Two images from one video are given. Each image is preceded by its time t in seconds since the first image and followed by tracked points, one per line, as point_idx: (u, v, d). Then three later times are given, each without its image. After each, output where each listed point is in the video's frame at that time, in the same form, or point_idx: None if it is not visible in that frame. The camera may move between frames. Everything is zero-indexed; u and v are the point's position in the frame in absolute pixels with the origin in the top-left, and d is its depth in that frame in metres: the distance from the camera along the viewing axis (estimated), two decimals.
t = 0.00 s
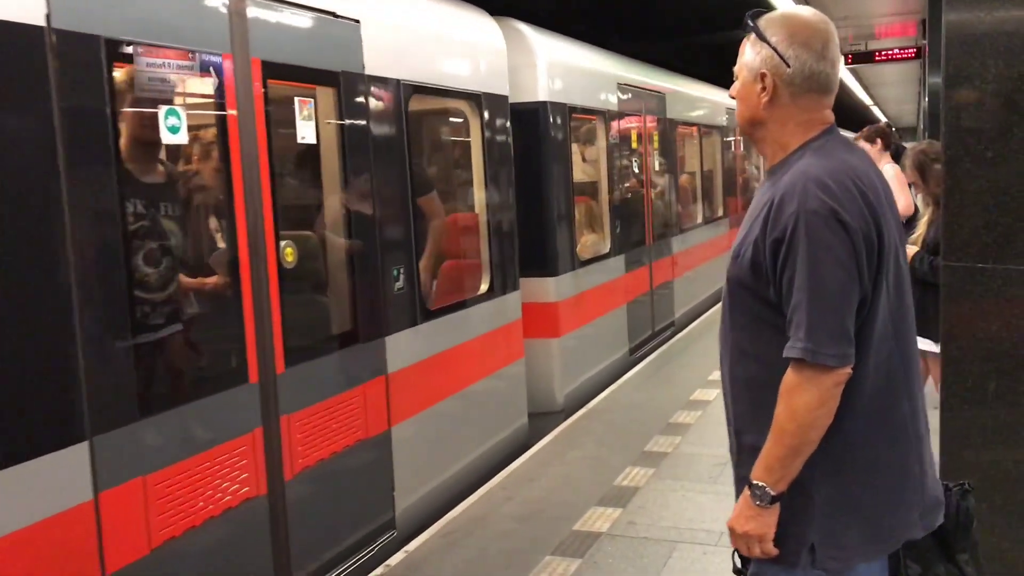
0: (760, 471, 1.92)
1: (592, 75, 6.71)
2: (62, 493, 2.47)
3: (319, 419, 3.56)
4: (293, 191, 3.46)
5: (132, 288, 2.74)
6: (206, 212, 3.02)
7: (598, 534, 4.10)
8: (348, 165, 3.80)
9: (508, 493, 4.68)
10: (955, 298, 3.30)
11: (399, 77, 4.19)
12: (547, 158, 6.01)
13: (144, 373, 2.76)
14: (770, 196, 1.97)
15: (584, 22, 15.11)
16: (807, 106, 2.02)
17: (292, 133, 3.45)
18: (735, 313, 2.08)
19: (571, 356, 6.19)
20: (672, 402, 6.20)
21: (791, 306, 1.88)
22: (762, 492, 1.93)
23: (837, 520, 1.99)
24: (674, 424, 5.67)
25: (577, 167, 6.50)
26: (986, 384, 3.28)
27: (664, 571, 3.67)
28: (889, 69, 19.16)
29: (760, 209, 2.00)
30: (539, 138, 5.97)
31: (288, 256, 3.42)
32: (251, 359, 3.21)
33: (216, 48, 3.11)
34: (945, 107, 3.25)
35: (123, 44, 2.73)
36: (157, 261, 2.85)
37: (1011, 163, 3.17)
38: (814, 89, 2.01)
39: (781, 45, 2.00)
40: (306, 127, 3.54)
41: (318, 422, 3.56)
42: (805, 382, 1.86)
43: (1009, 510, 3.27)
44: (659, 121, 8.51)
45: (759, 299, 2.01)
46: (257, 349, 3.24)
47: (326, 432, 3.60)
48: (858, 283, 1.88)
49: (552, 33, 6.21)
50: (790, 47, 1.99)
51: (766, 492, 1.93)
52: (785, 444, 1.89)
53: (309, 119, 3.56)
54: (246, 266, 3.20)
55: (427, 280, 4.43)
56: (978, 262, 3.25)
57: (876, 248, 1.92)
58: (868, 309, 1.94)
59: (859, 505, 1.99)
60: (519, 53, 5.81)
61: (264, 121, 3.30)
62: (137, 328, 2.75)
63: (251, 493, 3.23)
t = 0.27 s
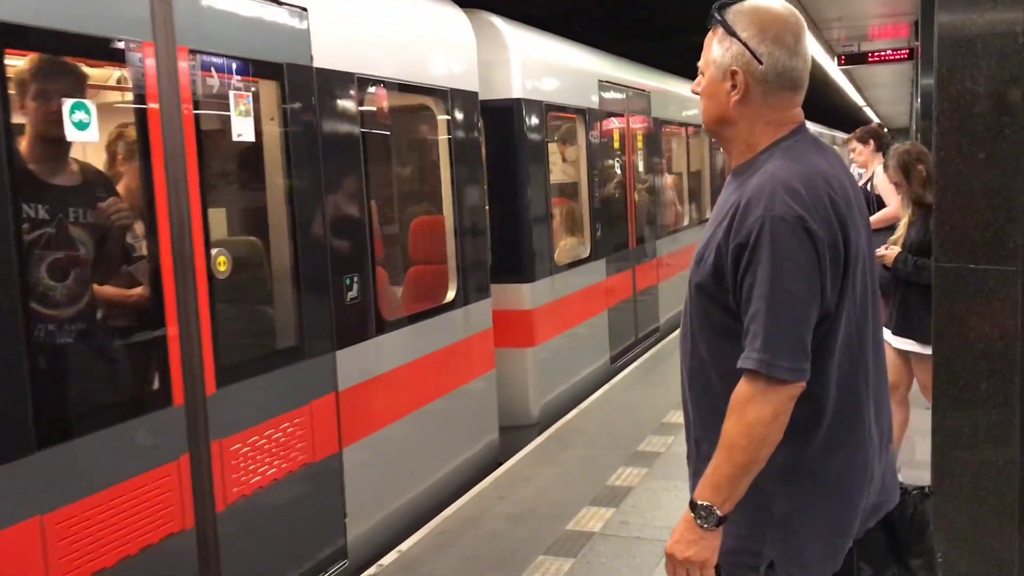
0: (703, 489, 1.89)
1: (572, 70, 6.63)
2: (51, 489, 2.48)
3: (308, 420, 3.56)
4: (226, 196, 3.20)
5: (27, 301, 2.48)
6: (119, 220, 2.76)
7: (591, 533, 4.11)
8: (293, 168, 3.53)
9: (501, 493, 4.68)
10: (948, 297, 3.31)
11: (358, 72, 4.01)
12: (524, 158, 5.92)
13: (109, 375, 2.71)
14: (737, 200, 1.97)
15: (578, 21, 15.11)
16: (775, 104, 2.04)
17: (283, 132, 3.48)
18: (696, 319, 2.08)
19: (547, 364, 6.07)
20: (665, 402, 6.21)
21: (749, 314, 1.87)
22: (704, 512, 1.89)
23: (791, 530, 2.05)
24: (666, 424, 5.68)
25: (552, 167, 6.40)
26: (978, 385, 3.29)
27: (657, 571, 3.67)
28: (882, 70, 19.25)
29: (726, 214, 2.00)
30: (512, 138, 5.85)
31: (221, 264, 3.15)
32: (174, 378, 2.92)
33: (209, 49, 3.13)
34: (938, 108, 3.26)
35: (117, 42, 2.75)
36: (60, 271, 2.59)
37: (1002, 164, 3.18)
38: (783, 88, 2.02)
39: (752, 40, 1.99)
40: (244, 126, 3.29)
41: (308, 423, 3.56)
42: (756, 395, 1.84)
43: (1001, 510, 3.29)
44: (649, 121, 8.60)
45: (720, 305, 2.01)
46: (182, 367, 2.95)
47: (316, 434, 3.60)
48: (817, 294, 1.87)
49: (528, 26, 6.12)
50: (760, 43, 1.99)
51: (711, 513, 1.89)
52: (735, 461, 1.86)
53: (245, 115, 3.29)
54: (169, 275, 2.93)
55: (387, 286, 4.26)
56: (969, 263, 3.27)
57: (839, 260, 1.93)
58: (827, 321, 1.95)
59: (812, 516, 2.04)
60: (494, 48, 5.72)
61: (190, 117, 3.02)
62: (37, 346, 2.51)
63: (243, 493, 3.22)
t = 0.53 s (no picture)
0: (679, 507, 1.84)
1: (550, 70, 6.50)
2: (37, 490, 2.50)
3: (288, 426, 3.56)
4: (164, 201, 3.01)
5: None
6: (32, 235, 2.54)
7: (583, 534, 4.10)
8: (235, 171, 3.30)
9: (493, 493, 4.68)
10: (936, 299, 3.33)
11: (310, 67, 3.77)
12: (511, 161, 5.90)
13: (59, 390, 2.61)
14: (708, 208, 1.95)
15: (570, 23, 15.11)
16: (740, 105, 2.03)
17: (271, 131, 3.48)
18: (667, 330, 2.04)
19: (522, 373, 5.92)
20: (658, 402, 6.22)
21: (725, 325, 1.84)
22: (681, 531, 1.85)
23: (773, 542, 2.01)
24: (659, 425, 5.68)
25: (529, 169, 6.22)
26: (969, 386, 3.30)
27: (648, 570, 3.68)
28: (876, 71, 19.30)
29: (696, 222, 1.97)
30: (486, 140, 5.67)
31: (149, 275, 2.93)
32: (95, 400, 2.71)
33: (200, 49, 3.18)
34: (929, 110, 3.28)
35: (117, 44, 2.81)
36: None
37: (991, 166, 3.19)
38: (749, 89, 2.01)
39: (718, 41, 1.97)
40: (177, 120, 3.06)
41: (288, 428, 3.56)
42: (734, 406, 1.81)
43: (992, 511, 3.30)
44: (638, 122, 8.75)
45: (692, 315, 1.97)
46: (103, 388, 2.74)
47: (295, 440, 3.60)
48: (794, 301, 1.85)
49: (505, 22, 5.97)
50: (727, 43, 1.97)
51: (689, 531, 1.84)
52: (712, 475, 1.82)
53: (178, 110, 3.07)
54: (90, 285, 2.72)
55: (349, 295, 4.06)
56: (960, 264, 3.27)
57: (812, 267, 1.91)
58: (801, 326, 1.93)
59: (794, 526, 2.01)
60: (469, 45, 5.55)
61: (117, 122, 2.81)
62: None
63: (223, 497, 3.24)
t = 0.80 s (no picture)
0: (676, 512, 1.82)
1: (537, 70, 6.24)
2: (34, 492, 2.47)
3: (290, 421, 3.46)
4: (103, 205, 2.66)
5: None
6: None
7: (575, 535, 4.11)
8: (178, 176, 2.92)
9: (485, 494, 4.68)
10: (927, 300, 3.34)
11: (265, 61, 3.39)
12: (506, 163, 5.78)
13: None
14: (672, 213, 1.90)
15: (562, 24, 15.09)
16: (704, 112, 1.98)
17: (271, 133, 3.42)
18: (634, 338, 1.99)
19: (499, 384, 5.50)
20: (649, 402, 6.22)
21: (699, 330, 1.80)
22: (683, 537, 1.82)
23: (753, 549, 1.99)
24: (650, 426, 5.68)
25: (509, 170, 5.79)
26: (958, 388, 3.32)
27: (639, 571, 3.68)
28: (866, 73, 19.37)
29: (660, 228, 1.92)
30: (460, 140, 5.24)
31: (77, 285, 2.54)
32: (10, 430, 2.33)
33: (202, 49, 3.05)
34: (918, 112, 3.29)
35: (102, 43, 2.63)
36: None
37: (980, 168, 3.21)
38: (712, 97, 1.97)
39: (682, 49, 1.91)
40: (109, 114, 2.66)
41: (289, 423, 3.46)
42: (717, 407, 1.78)
43: (982, 511, 3.31)
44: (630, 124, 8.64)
45: (661, 319, 1.93)
46: (22, 420, 2.36)
47: (297, 435, 3.50)
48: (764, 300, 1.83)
49: (492, 22, 5.72)
50: (691, 51, 1.92)
51: (690, 536, 1.82)
52: (702, 480, 1.80)
53: (111, 108, 2.67)
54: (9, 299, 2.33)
55: (301, 303, 3.63)
56: (951, 264, 3.29)
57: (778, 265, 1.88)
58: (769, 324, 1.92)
59: (772, 529, 2.00)
60: (444, 41, 5.14)
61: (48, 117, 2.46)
62: None
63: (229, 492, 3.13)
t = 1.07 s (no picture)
0: (626, 497, 1.82)
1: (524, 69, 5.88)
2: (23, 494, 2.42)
3: (289, 419, 3.36)
4: (46, 211, 2.47)
5: None
6: None
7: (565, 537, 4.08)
8: (121, 173, 2.60)
9: (474, 496, 4.66)
10: (915, 302, 3.35)
11: (218, 54, 3.05)
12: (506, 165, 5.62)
13: None
14: (612, 212, 1.90)
15: (552, 26, 15.06)
16: (647, 121, 1.99)
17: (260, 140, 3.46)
18: (574, 338, 1.96)
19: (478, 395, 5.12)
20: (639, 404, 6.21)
21: (644, 322, 1.80)
22: (631, 521, 1.82)
23: (690, 543, 1.97)
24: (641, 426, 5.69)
25: (487, 173, 5.34)
26: (946, 389, 3.33)
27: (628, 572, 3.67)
28: (856, 76, 19.44)
29: (600, 226, 1.91)
30: (434, 139, 4.80)
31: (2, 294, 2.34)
32: None
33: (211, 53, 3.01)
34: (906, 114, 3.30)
35: (92, 44, 2.52)
36: None
37: (966, 171, 3.23)
38: (653, 104, 1.99)
39: (629, 56, 1.93)
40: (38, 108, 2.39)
41: (288, 422, 3.36)
42: (663, 396, 1.78)
43: (969, 511, 3.32)
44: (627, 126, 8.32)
45: (603, 316, 1.91)
46: None
47: (296, 433, 3.40)
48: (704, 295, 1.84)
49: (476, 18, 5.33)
50: (638, 59, 1.93)
51: (636, 520, 1.82)
52: (649, 467, 1.80)
53: (41, 103, 2.40)
54: None
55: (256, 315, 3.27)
56: (938, 266, 3.30)
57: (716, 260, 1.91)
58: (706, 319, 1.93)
59: (713, 524, 1.99)
60: (415, 36, 4.70)
61: None
62: None
63: (226, 492, 3.02)
